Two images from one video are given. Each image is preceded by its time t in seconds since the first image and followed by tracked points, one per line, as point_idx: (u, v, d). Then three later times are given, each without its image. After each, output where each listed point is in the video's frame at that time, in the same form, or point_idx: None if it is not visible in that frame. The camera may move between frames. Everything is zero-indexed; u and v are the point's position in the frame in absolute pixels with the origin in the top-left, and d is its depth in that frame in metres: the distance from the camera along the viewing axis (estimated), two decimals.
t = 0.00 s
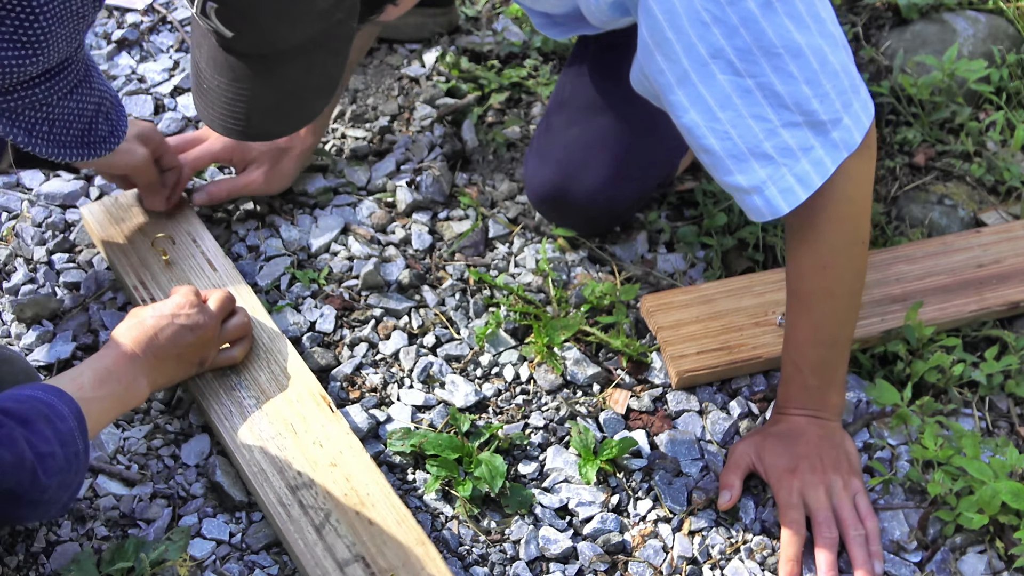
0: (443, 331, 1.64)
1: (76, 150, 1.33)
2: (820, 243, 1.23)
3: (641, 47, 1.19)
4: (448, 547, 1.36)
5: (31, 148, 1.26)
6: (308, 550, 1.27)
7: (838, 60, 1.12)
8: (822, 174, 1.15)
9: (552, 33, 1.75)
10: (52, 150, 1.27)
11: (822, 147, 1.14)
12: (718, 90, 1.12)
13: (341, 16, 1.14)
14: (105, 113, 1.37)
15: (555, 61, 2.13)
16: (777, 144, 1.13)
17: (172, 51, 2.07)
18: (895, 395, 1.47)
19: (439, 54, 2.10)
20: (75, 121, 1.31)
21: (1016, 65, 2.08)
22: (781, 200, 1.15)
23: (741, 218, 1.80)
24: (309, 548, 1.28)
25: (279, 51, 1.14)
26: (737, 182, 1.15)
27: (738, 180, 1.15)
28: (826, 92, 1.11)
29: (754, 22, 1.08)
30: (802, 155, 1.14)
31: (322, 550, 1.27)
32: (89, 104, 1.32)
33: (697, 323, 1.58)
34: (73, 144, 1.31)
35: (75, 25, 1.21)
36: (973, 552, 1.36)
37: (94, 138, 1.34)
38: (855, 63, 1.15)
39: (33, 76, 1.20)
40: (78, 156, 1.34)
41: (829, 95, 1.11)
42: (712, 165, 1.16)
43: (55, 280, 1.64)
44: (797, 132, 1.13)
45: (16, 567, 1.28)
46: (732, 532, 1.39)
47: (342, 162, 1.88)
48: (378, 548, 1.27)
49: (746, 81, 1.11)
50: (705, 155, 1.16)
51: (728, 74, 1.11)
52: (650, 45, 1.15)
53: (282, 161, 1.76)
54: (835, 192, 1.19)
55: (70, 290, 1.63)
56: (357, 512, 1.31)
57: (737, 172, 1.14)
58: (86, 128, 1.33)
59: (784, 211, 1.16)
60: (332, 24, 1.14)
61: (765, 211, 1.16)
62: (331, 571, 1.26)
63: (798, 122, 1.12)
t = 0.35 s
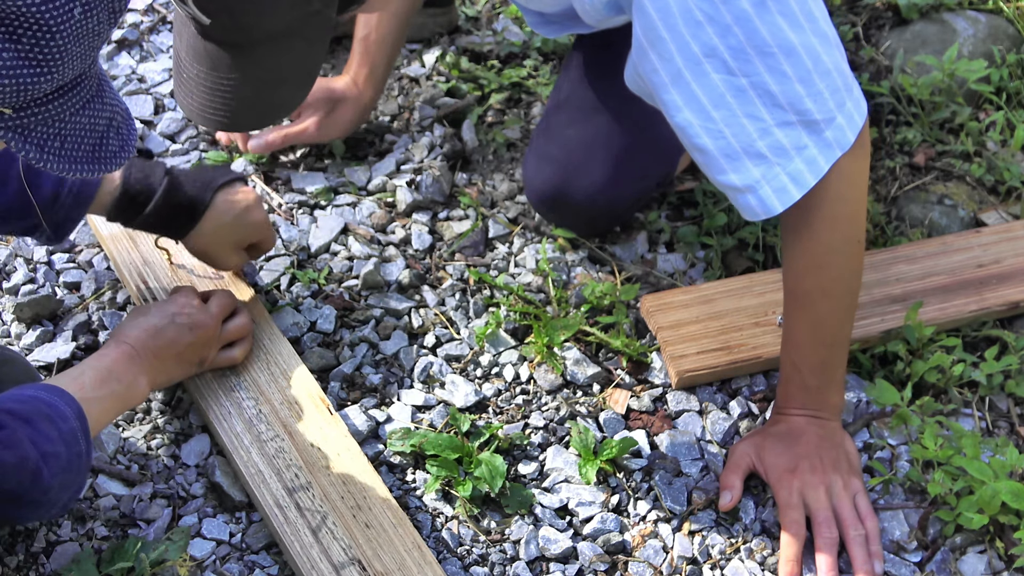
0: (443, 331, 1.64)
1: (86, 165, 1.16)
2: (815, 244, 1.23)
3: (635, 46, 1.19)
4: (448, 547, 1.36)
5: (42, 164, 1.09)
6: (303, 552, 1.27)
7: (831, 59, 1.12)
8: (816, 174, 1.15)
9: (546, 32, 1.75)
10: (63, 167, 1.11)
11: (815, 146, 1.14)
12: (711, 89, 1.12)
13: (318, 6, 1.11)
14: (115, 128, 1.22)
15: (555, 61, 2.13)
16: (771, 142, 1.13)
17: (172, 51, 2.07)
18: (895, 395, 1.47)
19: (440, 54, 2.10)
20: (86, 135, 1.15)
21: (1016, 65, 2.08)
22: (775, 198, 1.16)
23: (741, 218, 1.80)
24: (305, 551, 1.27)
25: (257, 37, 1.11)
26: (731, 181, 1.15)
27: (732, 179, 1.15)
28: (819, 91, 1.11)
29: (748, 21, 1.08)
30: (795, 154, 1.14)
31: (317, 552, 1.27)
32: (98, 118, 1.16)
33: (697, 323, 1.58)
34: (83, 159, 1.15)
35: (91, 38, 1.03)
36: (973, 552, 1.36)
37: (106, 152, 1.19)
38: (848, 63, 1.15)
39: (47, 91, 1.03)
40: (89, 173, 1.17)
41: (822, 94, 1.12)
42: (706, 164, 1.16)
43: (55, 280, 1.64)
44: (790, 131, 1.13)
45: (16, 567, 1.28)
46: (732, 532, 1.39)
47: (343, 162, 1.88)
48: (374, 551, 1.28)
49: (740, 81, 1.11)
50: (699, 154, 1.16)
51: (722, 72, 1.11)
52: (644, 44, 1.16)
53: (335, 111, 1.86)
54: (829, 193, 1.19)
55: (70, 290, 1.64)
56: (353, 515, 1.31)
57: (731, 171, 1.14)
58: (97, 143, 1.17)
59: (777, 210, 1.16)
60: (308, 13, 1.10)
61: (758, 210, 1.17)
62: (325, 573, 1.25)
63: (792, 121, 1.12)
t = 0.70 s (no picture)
0: (443, 331, 1.64)
1: (61, 131, 1.27)
2: (817, 242, 1.23)
3: (634, 40, 1.19)
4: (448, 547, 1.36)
5: (19, 129, 1.20)
6: (318, 546, 1.27)
7: (828, 57, 1.11)
8: (813, 172, 1.15)
9: (542, 29, 1.74)
10: (39, 132, 1.22)
11: (812, 144, 1.14)
12: (709, 85, 1.12)
13: None
14: (87, 94, 1.32)
15: (555, 61, 2.13)
16: (768, 140, 1.13)
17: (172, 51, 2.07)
18: (895, 395, 1.47)
19: (440, 54, 2.10)
20: (59, 101, 1.25)
21: (1016, 65, 2.08)
22: (771, 196, 1.16)
23: (741, 218, 1.81)
24: (320, 544, 1.28)
25: (253, 22, 1.15)
26: (727, 178, 1.16)
27: (728, 176, 1.16)
28: (816, 88, 1.11)
29: (747, 17, 1.08)
30: (792, 152, 1.14)
31: (332, 545, 1.27)
32: (70, 85, 1.27)
33: (697, 323, 1.59)
34: (58, 124, 1.26)
35: (57, 5, 1.12)
36: (973, 552, 1.36)
37: (79, 118, 1.29)
38: (846, 60, 1.15)
39: (16, 56, 1.12)
40: (63, 137, 1.28)
41: (819, 92, 1.11)
42: (703, 161, 1.17)
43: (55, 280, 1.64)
44: (787, 129, 1.13)
45: (16, 567, 1.28)
46: (732, 532, 1.39)
47: (343, 163, 1.88)
48: (388, 540, 1.28)
49: (737, 77, 1.11)
50: (696, 150, 1.16)
51: (720, 69, 1.11)
52: (642, 39, 1.15)
53: (344, 124, 1.87)
54: (831, 189, 1.19)
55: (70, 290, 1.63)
56: (364, 505, 1.31)
57: (727, 168, 1.15)
58: (69, 109, 1.27)
59: (774, 208, 1.16)
60: (305, 5, 1.15)
61: (754, 207, 1.17)
62: (342, 565, 1.26)
63: (789, 119, 1.12)
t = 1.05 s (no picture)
0: (443, 331, 1.64)
1: (49, 94, 1.41)
2: (818, 242, 1.23)
3: (638, 36, 1.18)
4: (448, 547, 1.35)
5: (11, 91, 1.33)
6: (319, 546, 1.27)
7: (831, 57, 1.11)
8: (814, 171, 1.15)
9: (542, 26, 1.74)
10: (28, 92, 1.35)
11: (814, 144, 1.14)
12: (712, 83, 1.12)
13: None
14: (72, 63, 1.45)
15: (555, 61, 2.13)
16: (769, 138, 1.13)
17: (172, 51, 2.07)
18: (895, 395, 1.47)
19: (439, 54, 2.10)
20: (47, 68, 1.38)
21: (1016, 65, 2.08)
22: (773, 195, 1.16)
23: (741, 219, 1.81)
24: (321, 544, 1.27)
25: (256, 17, 1.32)
26: (728, 176, 1.16)
27: (730, 174, 1.16)
28: (819, 88, 1.11)
29: (751, 16, 1.07)
30: (794, 151, 1.14)
31: (332, 544, 1.27)
32: (57, 52, 1.40)
33: (698, 323, 1.59)
34: (46, 88, 1.39)
35: None
36: (973, 552, 1.36)
37: (65, 83, 1.42)
38: (848, 60, 1.14)
39: (6, 18, 1.26)
40: (50, 100, 1.42)
41: (822, 91, 1.11)
42: (705, 158, 1.16)
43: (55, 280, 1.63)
44: (790, 128, 1.13)
45: (16, 567, 1.28)
46: (732, 532, 1.39)
47: (343, 163, 1.88)
48: (389, 539, 1.28)
49: (741, 75, 1.11)
50: (698, 148, 1.16)
51: (723, 67, 1.11)
52: (646, 35, 1.14)
53: (344, 125, 1.87)
54: (834, 187, 1.19)
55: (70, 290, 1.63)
56: (364, 504, 1.31)
57: (729, 166, 1.15)
58: (57, 74, 1.40)
59: (775, 206, 1.16)
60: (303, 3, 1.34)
61: (756, 206, 1.17)
62: (343, 564, 1.26)
63: (791, 118, 1.12)
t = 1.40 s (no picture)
0: (443, 331, 1.64)
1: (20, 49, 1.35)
2: (815, 243, 1.23)
3: (639, 36, 1.18)
4: (448, 547, 1.35)
5: None
6: (305, 547, 1.27)
7: (833, 57, 1.11)
8: (815, 171, 1.15)
9: (543, 25, 1.75)
10: None
11: (816, 143, 1.14)
12: (714, 82, 1.12)
13: None
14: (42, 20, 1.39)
15: (555, 61, 2.13)
16: (772, 138, 1.13)
17: (172, 51, 2.07)
18: (895, 395, 1.47)
19: (439, 55, 2.10)
20: (14, 22, 1.33)
21: (1016, 65, 2.08)
22: (775, 194, 1.16)
23: (741, 219, 1.81)
24: (307, 545, 1.27)
25: (258, 13, 1.33)
26: (730, 176, 1.16)
27: (732, 174, 1.16)
28: (821, 88, 1.11)
29: (754, 15, 1.08)
30: (796, 151, 1.14)
31: (319, 546, 1.27)
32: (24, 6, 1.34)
33: (697, 323, 1.59)
34: (15, 43, 1.33)
35: None
36: (973, 552, 1.36)
37: (36, 38, 1.36)
38: (849, 61, 1.15)
39: None
40: (23, 56, 1.35)
41: (824, 91, 1.11)
42: (707, 158, 1.16)
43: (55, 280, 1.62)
44: (792, 128, 1.13)
45: (16, 567, 1.28)
46: (732, 533, 1.39)
47: (343, 163, 1.88)
48: (375, 542, 1.28)
49: (743, 75, 1.11)
50: (699, 148, 1.16)
51: (725, 67, 1.11)
52: (648, 35, 1.14)
53: (344, 125, 1.87)
54: (833, 187, 1.19)
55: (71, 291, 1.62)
56: (354, 506, 1.31)
57: (731, 166, 1.15)
58: (26, 29, 1.35)
59: (776, 206, 1.16)
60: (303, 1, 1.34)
61: (758, 206, 1.17)
62: (328, 567, 1.25)
63: (794, 117, 1.12)
